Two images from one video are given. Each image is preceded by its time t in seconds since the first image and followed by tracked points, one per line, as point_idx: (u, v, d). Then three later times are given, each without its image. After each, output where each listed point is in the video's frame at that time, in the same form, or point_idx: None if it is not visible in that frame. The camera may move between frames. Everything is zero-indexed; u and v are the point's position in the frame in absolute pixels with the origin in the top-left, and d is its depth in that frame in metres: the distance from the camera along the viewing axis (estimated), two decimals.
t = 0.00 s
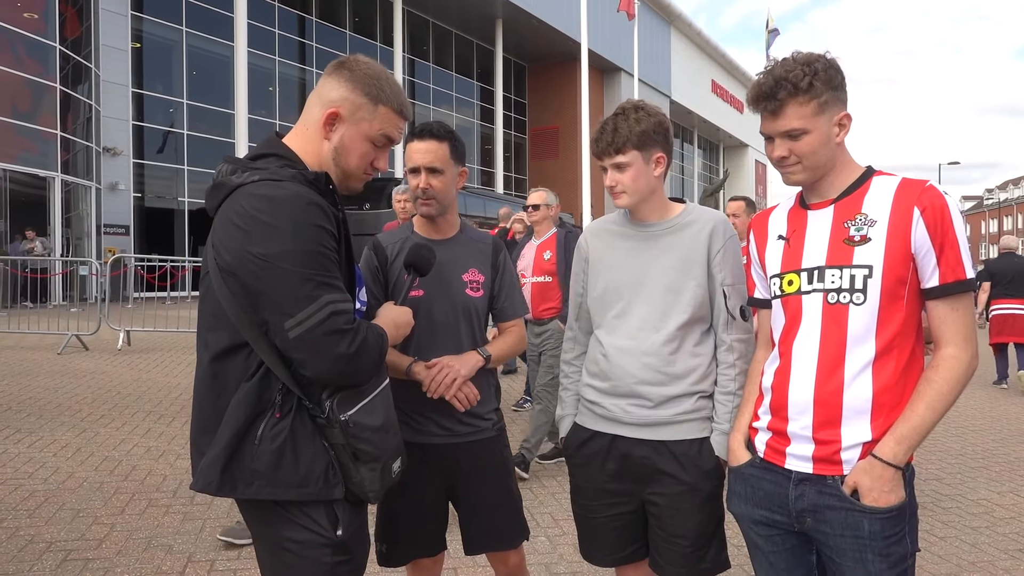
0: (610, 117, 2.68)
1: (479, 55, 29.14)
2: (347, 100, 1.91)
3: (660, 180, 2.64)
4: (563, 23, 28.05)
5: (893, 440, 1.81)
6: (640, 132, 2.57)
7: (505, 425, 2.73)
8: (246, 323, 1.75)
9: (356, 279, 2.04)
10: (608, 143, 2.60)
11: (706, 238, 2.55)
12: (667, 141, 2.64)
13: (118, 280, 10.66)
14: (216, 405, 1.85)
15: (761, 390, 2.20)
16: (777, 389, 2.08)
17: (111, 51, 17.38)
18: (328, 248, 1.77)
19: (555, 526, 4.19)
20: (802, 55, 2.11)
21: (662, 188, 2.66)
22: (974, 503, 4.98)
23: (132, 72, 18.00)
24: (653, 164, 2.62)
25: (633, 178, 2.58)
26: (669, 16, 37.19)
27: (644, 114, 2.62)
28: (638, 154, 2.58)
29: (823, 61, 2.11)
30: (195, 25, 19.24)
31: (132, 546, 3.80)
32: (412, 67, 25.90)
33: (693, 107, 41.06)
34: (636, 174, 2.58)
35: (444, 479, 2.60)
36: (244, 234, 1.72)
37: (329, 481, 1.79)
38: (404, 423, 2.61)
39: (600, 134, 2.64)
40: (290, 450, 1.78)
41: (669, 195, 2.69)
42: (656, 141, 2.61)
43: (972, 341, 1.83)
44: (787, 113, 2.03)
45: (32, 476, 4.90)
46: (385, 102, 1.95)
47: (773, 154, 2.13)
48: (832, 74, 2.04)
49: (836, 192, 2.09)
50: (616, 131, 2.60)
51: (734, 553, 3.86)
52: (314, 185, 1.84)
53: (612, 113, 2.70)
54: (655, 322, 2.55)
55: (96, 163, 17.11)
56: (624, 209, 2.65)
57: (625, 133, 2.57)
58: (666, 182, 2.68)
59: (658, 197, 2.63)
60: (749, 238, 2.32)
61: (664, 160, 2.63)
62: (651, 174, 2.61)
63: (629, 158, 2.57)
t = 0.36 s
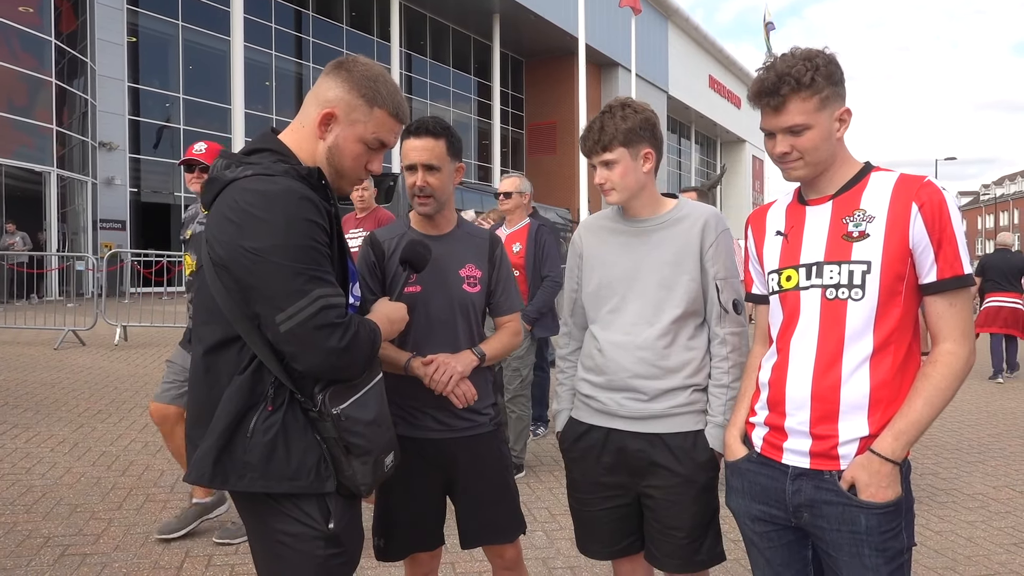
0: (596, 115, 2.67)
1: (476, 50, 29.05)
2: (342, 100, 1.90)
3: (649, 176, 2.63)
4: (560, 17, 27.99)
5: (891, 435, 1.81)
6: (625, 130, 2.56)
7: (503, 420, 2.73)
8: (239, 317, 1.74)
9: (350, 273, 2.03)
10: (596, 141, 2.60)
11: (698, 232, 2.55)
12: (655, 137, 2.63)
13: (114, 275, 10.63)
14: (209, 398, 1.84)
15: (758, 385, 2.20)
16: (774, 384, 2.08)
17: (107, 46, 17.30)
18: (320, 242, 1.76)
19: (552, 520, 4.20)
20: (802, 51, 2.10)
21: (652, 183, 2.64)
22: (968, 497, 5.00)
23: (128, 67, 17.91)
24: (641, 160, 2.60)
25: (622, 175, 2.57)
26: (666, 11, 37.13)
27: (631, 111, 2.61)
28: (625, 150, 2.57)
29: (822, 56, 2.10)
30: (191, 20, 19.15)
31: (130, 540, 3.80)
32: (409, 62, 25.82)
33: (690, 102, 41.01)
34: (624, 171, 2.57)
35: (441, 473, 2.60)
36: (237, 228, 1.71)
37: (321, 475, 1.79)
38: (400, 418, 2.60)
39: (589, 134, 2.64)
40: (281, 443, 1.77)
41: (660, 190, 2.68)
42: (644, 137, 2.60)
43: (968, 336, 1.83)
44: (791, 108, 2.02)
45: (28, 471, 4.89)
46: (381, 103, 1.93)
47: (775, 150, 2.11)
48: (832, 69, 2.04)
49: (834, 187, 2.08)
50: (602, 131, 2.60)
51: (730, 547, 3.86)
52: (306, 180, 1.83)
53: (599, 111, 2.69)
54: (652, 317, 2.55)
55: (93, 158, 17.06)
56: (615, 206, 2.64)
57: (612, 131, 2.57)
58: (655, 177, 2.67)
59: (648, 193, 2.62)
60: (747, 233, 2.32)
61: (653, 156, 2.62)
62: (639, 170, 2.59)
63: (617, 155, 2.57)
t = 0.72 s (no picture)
0: (573, 126, 2.66)
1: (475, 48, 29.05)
2: (338, 99, 1.90)
3: (634, 179, 2.62)
4: (559, 16, 27.99)
5: (888, 434, 1.81)
6: (606, 139, 2.55)
7: (501, 418, 2.72)
8: (234, 314, 1.75)
9: (344, 271, 2.02)
10: (579, 154, 2.59)
11: (687, 229, 2.56)
12: (635, 141, 2.61)
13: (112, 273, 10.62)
14: (203, 396, 1.84)
15: (755, 384, 2.20)
16: (771, 382, 2.09)
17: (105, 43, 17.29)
18: (314, 240, 1.76)
19: (550, 518, 4.21)
20: (801, 51, 2.10)
21: (638, 184, 2.65)
22: (965, 496, 5.01)
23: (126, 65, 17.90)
24: (625, 164, 2.60)
25: (609, 182, 2.57)
26: (665, 10, 37.12)
27: (607, 118, 2.60)
28: (609, 158, 2.56)
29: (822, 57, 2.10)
30: (189, 17, 19.11)
31: (129, 539, 3.80)
32: (407, 60, 25.81)
33: (689, 101, 41.03)
34: (611, 178, 2.57)
35: (439, 472, 2.59)
36: (230, 227, 1.71)
37: (316, 472, 1.79)
38: (399, 417, 2.60)
39: (570, 147, 2.63)
40: (276, 440, 1.77)
41: (647, 191, 2.68)
42: (626, 142, 2.58)
43: (965, 335, 1.83)
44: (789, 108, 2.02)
45: (27, 468, 4.90)
46: (378, 103, 1.93)
47: (775, 149, 2.11)
48: (831, 69, 2.04)
49: (832, 187, 2.09)
50: (584, 142, 2.58)
51: (728, 545, 3.87)
52: (299, 178, 1.83)
53: (575, 121, 2.68)
54: (645, 314, 2.55)
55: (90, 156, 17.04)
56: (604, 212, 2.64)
57: (593, 142, 2.56)
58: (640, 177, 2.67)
59: (635, 195, 2.62)
60: (747, 233, 2.32)
61: (635, 159, 2.60)
62: (625, 174, 2.59)
63: (602, 163, 2.56)
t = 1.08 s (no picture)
0: (576, 130, 2.62)
1: (474, 47, 29.03)
2: (346, 104, 1.89)
3: (642, 178, 2.61)
4: (558, 15, 27.99)
5: (882, 433, 1.82)
6: (612, 143, 2.52)
7: (501, 417, 2.72)
8: (229, 315, 1.75)
9: (340, 270, 2.02)
10: (585, 158, 2.56)
11: (696, 227, 2.56)
12: (641, 141, 2.58)
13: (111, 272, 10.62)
14: (202, 397, 1.84)
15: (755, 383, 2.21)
16: (769, 382, 2.09)
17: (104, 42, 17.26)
18: (307, 239, 1.75)
19: (551, 517, 4.22)
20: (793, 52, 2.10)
21: (647, 182, 2.63)
22: (964, 495, 5.03)
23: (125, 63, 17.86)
24: (633, 164, 2.57)
25: (618, 186, 2.56)
26: (664, 8, 37.13)
27: (611, 121, 2.56)
28: (615, 161, 2.54)
29: (813, 57, 2.10)
30: (187, 16, 19.10)
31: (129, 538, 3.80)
32: (407, 59, 25.77)
33: (688, 100, 41.04)
34: (620, 180, 2.55)
35: (440, 471, 2.59)
36: (222, 228, 1.70)
37: (316, 471, 1.79)
38: (399, 416, 2.59)
39: (576, 152, 2.60)
40: (275, 441, 1.77)
41: (657, 188, 2.68)
42: (633, 143, 2.55)
43: (962, 332, 1.83)
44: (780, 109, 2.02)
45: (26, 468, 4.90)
46: (376, 102, 1.96)
47: (768, 149, 2.12)
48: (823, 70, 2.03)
49: (829, 186, 2.09)
50: (588, 147, 2.55)
51: (727, 544, 3.88)
52: (291, 177, 1.82)
53: (577, 125, 2.65)
54: (651, 313, 2.56)
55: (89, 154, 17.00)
56: (614, 211, 2.64)
57: (598, 147, 2.52)
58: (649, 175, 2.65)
59: (645, 194, 2.61)
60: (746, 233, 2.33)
61: (642, 159, 2.58)
62: (633, 175, 2.57)
63: (609, 167, 2.54)
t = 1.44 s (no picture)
0: (628, 109, 2.66)
1: (473, 48, 29.03)
2: (344, 98, 1.89)
3: (675, 177, 2.61)
4: (558, 16, 28.01)
5: (891, 435, 1.82)
6: (655, 130, 2.55)
7: (501, 418, 2.72)
8: (227, 316, 1.73)
9: (339, 271, 2.02)
10: (625, 138, 2.60)
11: (723, 232, 2.55)
12: (684, 140, 2.60)
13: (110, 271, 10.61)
14: (201, 397, 1.83)
15: (762, 384, 2.21)
16: (776, 383, 2.09)
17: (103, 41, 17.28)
18: (306, 240, 1.74)
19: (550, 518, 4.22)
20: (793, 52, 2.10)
21: (678, 182, 2.63)
22: (964, 496, 5.03)
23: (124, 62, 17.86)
24: (669, 160, 2.58)
25: (647, 174, 2.56)
26: (664, 10, 37.16)
27: (663, 110, 2.59)
28: (653, 150, 2.56)
29: (814, 59, 2.09)
30: (187, 14, 19.10)
31: (129, 537, 3.79)
32: (406, 59, 25.77)
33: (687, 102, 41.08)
34: (649, 170, 2.56)
35: (440, 471, 2.58)
36: (221, 228, 1.70)
37: (316, 472, 1.78)
38: (398, 415, 2.59)
39: (618, 129, 2.64)
40: (274, 442, 1.76)
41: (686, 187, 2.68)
42: (673, 139, 2.57)
43: (968, 333, 1.83)
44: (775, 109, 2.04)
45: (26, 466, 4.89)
46: (371, 92, 1.96)
47: (765, 150, 2.13)
48: (821, 72, 2.02)
49: (833, 187, 2.08)
50: (632, 128, 2.59)
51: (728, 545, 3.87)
52: (289, 178, 1.81)
53: (630, 106, 2.68)
54: (670, 314, 2.55)
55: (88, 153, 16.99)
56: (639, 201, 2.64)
57: (641, 129, 2.56)
58: (683, 176, 2.66)
59: (673, 190, 2.61)
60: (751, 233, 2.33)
61: (681, 157, 2.59)
62: (667, 170, 2.58)
63: (644, 154, 2.56)
